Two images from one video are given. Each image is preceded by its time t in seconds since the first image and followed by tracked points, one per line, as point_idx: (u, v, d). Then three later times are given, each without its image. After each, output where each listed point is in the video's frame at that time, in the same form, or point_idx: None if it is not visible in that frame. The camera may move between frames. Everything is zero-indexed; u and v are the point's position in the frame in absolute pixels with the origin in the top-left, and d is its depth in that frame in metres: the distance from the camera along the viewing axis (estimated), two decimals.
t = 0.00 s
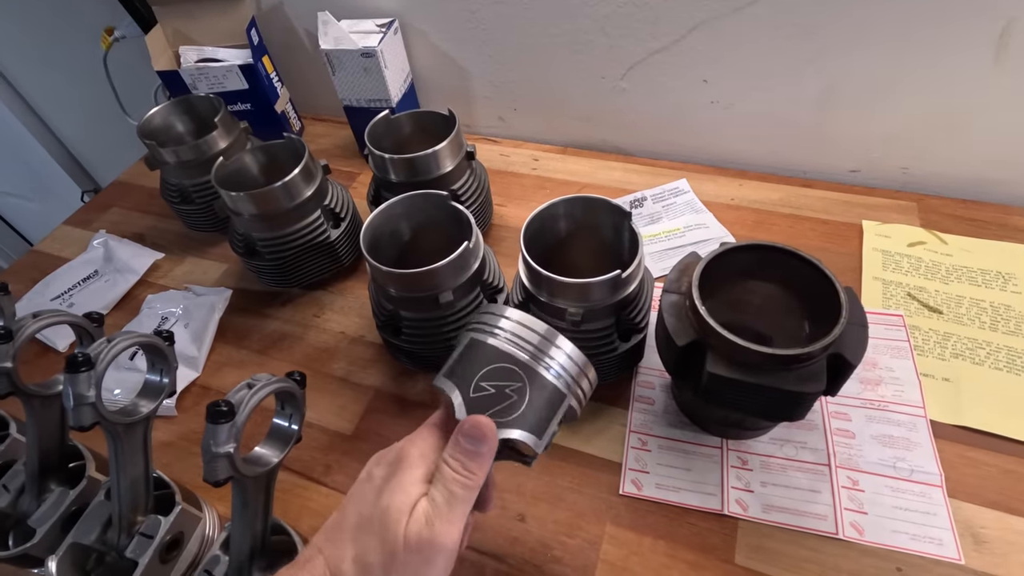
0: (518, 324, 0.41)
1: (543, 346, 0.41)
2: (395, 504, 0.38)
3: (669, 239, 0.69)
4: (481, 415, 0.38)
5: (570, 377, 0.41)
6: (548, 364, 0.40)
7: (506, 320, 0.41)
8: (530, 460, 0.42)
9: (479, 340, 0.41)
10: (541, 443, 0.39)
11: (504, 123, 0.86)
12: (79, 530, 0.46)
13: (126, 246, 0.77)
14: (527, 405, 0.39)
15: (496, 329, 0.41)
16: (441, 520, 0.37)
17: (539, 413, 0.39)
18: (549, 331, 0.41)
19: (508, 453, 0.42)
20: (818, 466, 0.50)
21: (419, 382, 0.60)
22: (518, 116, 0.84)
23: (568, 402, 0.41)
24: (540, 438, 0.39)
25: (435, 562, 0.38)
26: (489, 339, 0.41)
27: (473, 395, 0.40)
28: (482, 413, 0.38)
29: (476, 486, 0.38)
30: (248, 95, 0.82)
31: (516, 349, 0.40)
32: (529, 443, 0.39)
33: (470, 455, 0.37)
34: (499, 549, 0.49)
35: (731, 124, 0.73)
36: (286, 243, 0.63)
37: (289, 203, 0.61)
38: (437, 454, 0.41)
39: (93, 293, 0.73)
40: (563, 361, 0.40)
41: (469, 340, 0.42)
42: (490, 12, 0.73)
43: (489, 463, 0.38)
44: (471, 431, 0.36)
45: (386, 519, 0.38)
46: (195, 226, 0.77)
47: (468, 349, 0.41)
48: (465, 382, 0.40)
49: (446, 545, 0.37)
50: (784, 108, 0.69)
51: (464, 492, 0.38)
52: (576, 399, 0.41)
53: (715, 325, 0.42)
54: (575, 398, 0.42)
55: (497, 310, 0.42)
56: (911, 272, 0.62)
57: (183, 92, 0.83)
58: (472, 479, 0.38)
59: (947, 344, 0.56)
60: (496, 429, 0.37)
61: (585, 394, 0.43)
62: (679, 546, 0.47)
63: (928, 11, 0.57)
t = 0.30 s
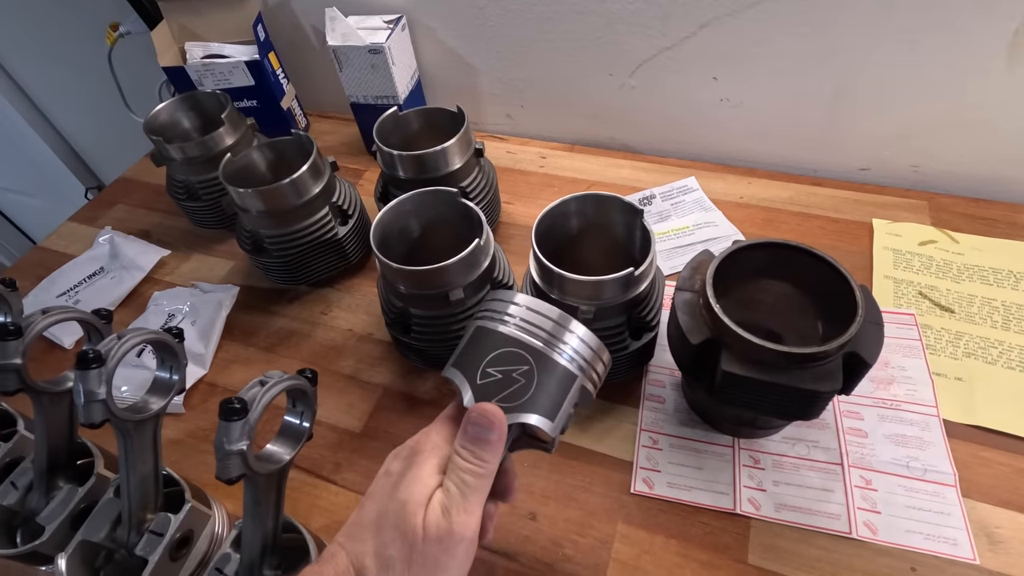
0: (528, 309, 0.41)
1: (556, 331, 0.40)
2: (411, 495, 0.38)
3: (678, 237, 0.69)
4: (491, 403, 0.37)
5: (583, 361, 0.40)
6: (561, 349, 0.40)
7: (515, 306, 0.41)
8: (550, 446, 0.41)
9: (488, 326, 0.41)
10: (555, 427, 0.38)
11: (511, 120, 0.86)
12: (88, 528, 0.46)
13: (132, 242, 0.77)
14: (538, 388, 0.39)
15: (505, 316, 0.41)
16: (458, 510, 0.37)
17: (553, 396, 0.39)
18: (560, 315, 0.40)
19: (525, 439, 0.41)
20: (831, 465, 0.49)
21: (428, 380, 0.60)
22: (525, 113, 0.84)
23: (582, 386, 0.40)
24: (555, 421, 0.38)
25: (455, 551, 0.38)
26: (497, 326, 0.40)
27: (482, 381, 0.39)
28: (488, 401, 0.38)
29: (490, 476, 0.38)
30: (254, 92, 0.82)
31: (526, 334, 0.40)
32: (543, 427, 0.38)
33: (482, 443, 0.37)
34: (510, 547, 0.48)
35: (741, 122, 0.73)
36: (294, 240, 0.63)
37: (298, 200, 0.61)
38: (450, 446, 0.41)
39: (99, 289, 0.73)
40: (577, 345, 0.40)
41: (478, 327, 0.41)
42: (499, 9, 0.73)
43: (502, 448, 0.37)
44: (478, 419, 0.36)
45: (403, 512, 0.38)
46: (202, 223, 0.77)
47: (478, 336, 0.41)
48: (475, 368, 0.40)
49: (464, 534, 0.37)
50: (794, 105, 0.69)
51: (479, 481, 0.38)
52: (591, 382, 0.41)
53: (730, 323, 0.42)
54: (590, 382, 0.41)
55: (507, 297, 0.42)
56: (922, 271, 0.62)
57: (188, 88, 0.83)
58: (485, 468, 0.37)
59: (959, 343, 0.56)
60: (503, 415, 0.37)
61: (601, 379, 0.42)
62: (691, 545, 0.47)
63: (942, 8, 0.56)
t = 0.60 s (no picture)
0: (532, 306, 0.41)
1: (559, 328, 0.40)
2: (416, 487, 0.39)
3: (680, 238, 0.69)
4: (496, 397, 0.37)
5: (585, 358, 0.41)
6: (564, 346, 0.40)
7: (520, 303, 0.41)
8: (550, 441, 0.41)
9: (493, 323, 0.41)
10: (558, 423, 0.39)
11: (514, 121, 0.86)
12: (96, 523, 0.47)
13: (137, 241, 0.78)
14: (542, 385, 0.39)
15: (510, 313, 0.41)
16: (463, 502, 0.38)
17: (556, 393, 0.39)
18: (564, 312, 0.41)
19: (526, 435, 0.41)
20: (831, 464, 0.50)
21: (432, 378, 0.60)
22: (528, 114, 0.84)
23: (584, 382, 0.40)
24: (557, 417, 0.39)
25: (459, 542, 0.38)
26: (502, 322, 0.41)
27: (487, 377, 0.40)
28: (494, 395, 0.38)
29: (494, 469, 0.38)
30: (258, 91, 0.82)
31: (530, 331, 0.40)
32: (545, 422, 0.39)
33: (487, 436, 0.37)
34: (514, 544, 0.49)
35: (743, 123, 0.73)
36: (299, 239, 0.64)
37: (303, 199, 0.61)
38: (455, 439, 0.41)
39: (105, 287, 0.73)
40: (579, 342, 0.40)
41: (483, 324, 0.42)
42: (503, 10, 0.73)
43: (507, 441, 0.38)
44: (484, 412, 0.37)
45: (408, 504, 0.39)
46: (207, 222, 0.77)
47: (482, 333, 0.41)
48: (480, 364, 0.40)
49: (469, 525, 0.38)
50: (796, 107, 0.69)
51: (483, 474, 0.38)
52: (593, 379, 0.41)
53: (733, 323, 0.42)
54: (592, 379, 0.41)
55: (511, 294, 0.42)
56: (922, 272, 0.62)
57: (194, 88, 0.83)
58: (489, 461, 0.38)
59: (958, 343, 0.56)
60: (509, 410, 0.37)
61: (602, 376, 0.43)
62: (693, 542, 0.47)
63: (944, 11, 0.57)
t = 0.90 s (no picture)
0: (529, 303, 0.40)
1: (558, 326, 0.40)
2: (401, 490, 0.39)
3: (684, 238, 0.69)
4: (483, 396, 0.37)
5: (584, 354, 0.40)
6: (563, 344, 0.39)
7: (518, 300, 0.41)
8: (554, 438, 0.41)
9: (489, 320, 0.41)
10: (553, 421, 0.39)
11: (517, 120, 0.86)
12: (101, 521, 0.47)
13: (141, 239, 0.78)
14: (535, 383, 0.39)
15: (506, 310, 0.41)
16: (443, 508, 0.37)
17: (550, 390, 0.39)
18: (563, 308, 0.40)
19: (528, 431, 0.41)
20: (835, 465, 0.50)
21: (435, 378, 0.60)
22: (531, 113, 0.84)
23: (584, 378, 0.40)
24: (555, 415, 0.39)
25: (443, 548, 0.37)
26: (497, 320, 0.40)
27: (478, 375, 0.40)
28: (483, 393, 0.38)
29: (479, 470, 0.38)
30: (262, 90, 0.82)
31: (526, 329, 0.40)
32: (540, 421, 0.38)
33: (472, 434, 0.37)
34: (518, 544, 0.49)
35: (747, 124, 0.73)
36: (303, 238, 0.64)
37: (307, 199, 0.61)
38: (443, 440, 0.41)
39: (109, 286, 0.73)
40: (579, 339, 0.40)
41: (478, 321, 0.41)
42: (507, 9, 0.73)
43: (494, 440, 0.37)
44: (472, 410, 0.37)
45: (392, 507, 0.39)
46: (210, 221, 0.77)
47: (478, 330, 0.41)
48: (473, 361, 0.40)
49: (452, 529, 0.37)
50: (800, 108, 0.69)
51: (467, 476, 0.38)
52: (595, 375, 0.41)
53: (737, 324, 0.42)
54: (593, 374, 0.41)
55: (507, 290, 0.42)
56: (926, 273, 0.62)
57: (197, 86, 0.83)
58: (475, 462, 0.37)
59: (962, 345, 0.56)
60: (497, 407, 0.37)
61: (604, 372, 0.42)
62: (696, 543, 0.47)
63: (950, 12, 0.57)
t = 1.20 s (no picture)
0: (531, 297, 0.37)
1: (560, 320, 0.36)
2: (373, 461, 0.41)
3: (689, 237, 0.69)
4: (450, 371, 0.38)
5: (586, 349, 0.36)
6: (566, 340, 0.36)
7: (518, 292, 0.37)
8: (572, 435, 0.38)
9: (488, 312, 0.38)
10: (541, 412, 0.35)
11: (523, 119, 0.86)
12: (108, 516, 0.46)
13: (146, 236, 0.78)
14: (517, 370, 0.35)
15: (504, 305, 0.38)
16: (396, 479, 0.39)
17: (537, 381, 0.35)
18: (568, 302, 0.36)
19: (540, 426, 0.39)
20: (841, 464, 0.50)
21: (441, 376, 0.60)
22: (537, 112, 0.84)
23: (583, 373, 0.36)
24: (543, 407, 0.35)
25: (387, 524, 0.38)
26: (490, 313, 0.38)
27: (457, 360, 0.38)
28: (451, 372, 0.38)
29: (431, 446, 0.39)
30: (268, 88, 0.82)
31: (525, 321, 0.36)
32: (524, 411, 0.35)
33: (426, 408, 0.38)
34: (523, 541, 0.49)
35: (753, 123, 0.73)
36: (309, 235, 0.64)
37: (314, 196, 0.61)
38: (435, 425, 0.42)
39: (114, 282, 0.74)
40: (582, 334, 0.36)
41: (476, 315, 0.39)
42: (513, 7, 0.73)
43: (456, 416, 0.38)
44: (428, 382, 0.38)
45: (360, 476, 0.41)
46: (216, 218, 0.77)
47: (474, 319, 0.39)
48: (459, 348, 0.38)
49: (397, 504, 0.38)
50: (807, 107, 0.69)
51: (420, 450, 0.39)
52: (602, 370, 0.37)
53: (744, 322, 0.42)
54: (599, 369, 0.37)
55: (510, 281, 0.38)
56: (932, 273, 0.62)
57: (203, 84, 0.83)
58: (425, 435, 0.38)
59: (968, 345, 0.56)
60: (458, 377, 0.38)
61: (611, 367, 0.38)
62: (702, 542, 0.47)
63: (958, 12, 0.57)
